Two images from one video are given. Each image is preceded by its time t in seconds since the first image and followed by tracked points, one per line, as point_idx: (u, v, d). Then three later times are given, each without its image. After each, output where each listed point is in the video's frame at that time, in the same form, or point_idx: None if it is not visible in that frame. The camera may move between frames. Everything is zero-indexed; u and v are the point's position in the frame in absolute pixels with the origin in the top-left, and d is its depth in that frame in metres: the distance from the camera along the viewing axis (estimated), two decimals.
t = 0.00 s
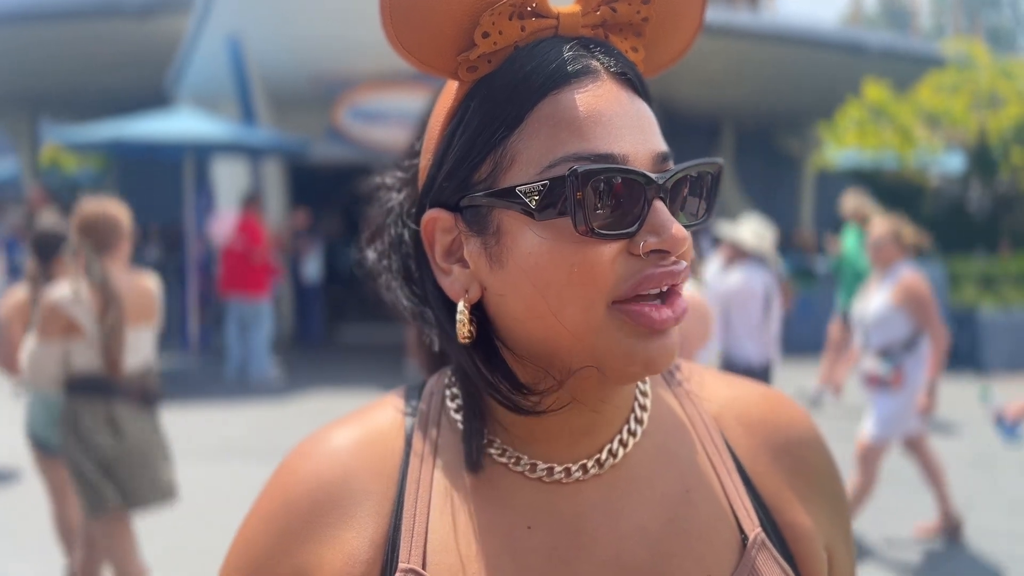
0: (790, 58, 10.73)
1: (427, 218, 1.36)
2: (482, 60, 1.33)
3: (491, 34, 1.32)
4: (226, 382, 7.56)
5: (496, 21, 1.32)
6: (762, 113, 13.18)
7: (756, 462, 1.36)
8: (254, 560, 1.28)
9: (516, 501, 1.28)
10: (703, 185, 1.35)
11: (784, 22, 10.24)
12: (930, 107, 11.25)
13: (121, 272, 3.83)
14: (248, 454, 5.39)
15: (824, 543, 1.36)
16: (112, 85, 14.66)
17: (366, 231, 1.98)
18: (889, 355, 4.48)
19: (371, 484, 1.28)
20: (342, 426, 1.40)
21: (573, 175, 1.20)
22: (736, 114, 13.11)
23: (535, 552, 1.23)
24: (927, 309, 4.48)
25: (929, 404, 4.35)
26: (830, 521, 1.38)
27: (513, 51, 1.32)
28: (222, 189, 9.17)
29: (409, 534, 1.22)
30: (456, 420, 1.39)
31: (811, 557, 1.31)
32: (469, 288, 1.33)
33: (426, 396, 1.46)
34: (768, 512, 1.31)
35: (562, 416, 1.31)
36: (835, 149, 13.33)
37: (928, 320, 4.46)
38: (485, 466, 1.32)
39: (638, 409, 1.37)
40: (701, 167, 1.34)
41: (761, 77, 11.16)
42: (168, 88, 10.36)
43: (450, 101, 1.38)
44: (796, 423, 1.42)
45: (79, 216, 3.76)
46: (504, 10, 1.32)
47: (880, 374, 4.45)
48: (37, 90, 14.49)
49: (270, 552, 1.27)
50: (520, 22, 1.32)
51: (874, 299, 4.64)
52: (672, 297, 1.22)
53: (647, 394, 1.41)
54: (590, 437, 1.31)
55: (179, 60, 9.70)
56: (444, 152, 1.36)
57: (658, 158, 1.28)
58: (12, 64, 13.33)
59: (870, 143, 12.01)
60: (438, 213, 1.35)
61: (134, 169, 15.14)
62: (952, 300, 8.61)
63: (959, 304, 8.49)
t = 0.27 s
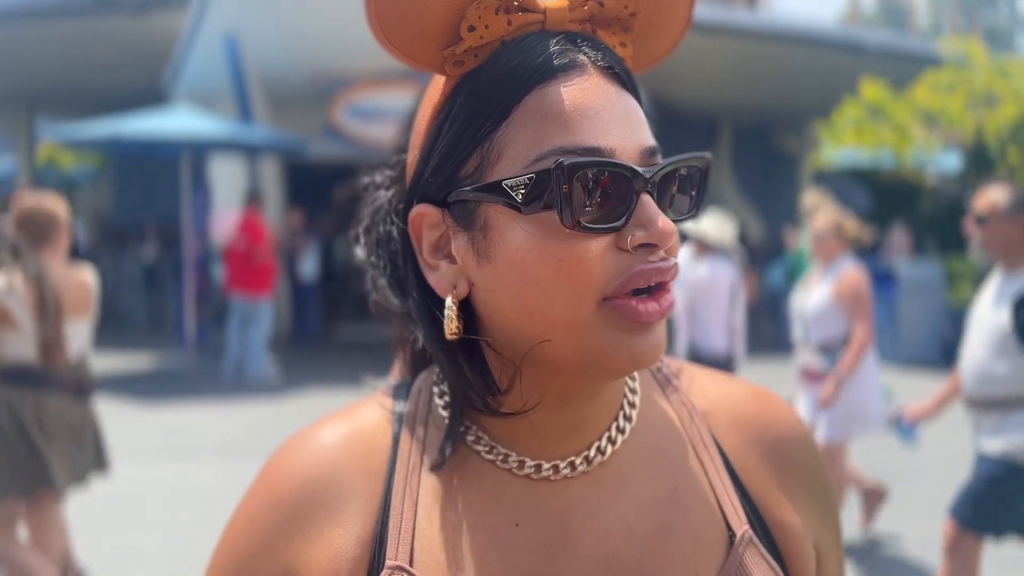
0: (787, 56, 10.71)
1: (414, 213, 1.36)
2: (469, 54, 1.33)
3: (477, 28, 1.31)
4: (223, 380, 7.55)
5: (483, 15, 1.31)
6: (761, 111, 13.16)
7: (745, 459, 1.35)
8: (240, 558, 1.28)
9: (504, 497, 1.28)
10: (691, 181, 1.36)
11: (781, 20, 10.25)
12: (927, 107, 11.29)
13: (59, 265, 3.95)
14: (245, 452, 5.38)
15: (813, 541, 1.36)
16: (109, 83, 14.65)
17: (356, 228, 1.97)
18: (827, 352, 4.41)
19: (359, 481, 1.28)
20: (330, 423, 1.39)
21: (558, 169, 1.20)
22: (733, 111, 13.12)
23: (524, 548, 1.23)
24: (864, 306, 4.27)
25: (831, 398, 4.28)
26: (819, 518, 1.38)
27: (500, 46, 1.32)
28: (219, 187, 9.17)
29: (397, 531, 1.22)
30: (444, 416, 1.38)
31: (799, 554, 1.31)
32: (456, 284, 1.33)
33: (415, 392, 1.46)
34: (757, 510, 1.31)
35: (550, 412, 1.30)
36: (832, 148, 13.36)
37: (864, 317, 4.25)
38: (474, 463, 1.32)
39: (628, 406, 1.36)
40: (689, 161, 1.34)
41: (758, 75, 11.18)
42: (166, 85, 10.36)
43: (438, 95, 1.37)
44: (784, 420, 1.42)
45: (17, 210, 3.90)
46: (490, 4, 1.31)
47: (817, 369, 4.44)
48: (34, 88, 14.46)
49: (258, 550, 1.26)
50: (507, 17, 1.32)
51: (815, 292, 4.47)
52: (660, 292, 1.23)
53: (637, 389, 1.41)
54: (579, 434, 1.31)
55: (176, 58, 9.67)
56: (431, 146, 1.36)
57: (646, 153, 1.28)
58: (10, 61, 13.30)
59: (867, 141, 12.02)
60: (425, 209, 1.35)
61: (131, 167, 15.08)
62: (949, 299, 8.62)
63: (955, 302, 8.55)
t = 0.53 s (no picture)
0: (783, 56, 10.70)
1: (401, 214, 1.37)
2: (452, 55, 1.34)
3: (459, 30, 1.32)
4: (220, 380, 7.55)
5: (465, 17, 1.32)
6: (757, 111, 13.17)
7: (734, 461, 1.36)
8: (231, 559, 1.28)
9: (494, 497, 1.29)
10: (676, 181, 1.36)
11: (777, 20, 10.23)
12: (923, 107, 11.30)
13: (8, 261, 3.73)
14: (240, 451, 5.38)
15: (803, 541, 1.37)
16: (105, 81, 14.61)
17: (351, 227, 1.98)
18: (760, 356, 4.49)
19: (350, 481, 1.29)
20: (321, 424, 1.39)
21: (537, 170, 1.20)
22: (730, 111, 13.12)
23: (513, 549, 1.24)
24: (793, 310, 4.37)
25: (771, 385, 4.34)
26: (808, 518, 1.39)
27: (483, 47, 1.33)
28: (214, 185, 9.15)
29: (387, 533, 1.22)
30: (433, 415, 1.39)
31: (788, 554, 1.32)
32: (440, 284, 1.33)
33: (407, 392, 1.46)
34: (746, 510, 1.32)
35: (539, 413, 1.31)
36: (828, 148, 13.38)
37: (791, 321, 4.36)
38: (463, 464, 1.33)
39: (618, 406, 1.37)
40: (674, 162, 1.35)
41: (754, 75, 11.17)
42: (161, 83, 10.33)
43: (422, 97, 1.38)
44: (774, 421, 1.43)
45: None
46: (473, 6, 1.32)
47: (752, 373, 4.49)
48: (28, 86, 14.40)
49: (248, 549, 1.27)
50: (490, 19, 1.32)
51: (749, 297, 4.60)
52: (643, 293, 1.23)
53: (627, 390, 1.41)
54: (568, 435, 1.31)
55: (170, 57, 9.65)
56: (416, 147, 1.36)
57: (629, 154, 1.28)
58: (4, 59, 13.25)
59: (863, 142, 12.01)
60: (412, 209, 1.35)
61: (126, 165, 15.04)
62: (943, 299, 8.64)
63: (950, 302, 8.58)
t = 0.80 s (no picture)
0: (780, 58, 10.71)
1: (402, 218, 1.37)
2: (453, 60, 1.34)
3: (460, 35, 1.32)
4: (218, 380, 7.57)
5: (465, 23, 1.32)
6: (753, 111, 13.21)
7: (735, 464, 1.36)
8: (233, 561, 1.28)
9: (495, 500, 1.29)
10: (679, 185, 1.36)
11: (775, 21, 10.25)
12: (919, 109, 11.24)
13: None
14: (239, 451, 5.39)
15: (804, 543, 1.37)
16: (102, 81, 14.60)
17: (353, 232, 1.98)
18: (689, 348, 4.27)
19: (352, 484, 1.29)
20: (323, 426, 1.39)
21: (534, 176, 1.21)
22: (727, 112, 13.14)
23: (515, 552, 1.24)
24: (725, 304, 4.28)
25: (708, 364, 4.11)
26: (808, 521, 1.39)
27: (483, 52, 1.33)
28: (211, 186, 9.15)
29: (388, 536, 1.23)
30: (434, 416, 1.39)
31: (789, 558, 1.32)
32: (441, 288, 1.34)
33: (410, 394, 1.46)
34: (747, 514, 1.32)
35: (541, 416, 1.31)
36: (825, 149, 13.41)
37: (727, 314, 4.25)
38: (465, 467, 1.33)
39: (619, 410, 1.37)
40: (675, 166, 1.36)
41: (751, 76, 11.18)
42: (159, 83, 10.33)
43: (423, 101, 1.38)
44: (774, 424, 1.43)
45: None
46: (473, 10, 1.32)
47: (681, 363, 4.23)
48: (25, 85, 14.39)
49: (251, 551, 1.27)
50: (491, 23, 1.33)
51: (680, 287, 4.40)
52: (642, 297, 1.22)
53: (629, 393, 1.41)
54: (570, 439, 1.32)
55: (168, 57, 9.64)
56: (416, 150, 1.37)
57: (629, 159, 1.28)
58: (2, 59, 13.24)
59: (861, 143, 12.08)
60: (413, 213, 1.36)
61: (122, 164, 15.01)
62: (939, 300, 8.69)
63: (946, 303, 8.61)
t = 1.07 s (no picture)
0: (777, 61, 10.72)
1: (402, 223, 1.38)
2: (450, 67, 1.35)
3: (455, 42, 1.33)
4: (216, 381, 7.57)
5: (460, 29, 1.33)
6: (750, 114, 13.23)
7: (734, 468, 1.38)
8: (236, 562, 1.29)
9: (495, 503, 1.30)
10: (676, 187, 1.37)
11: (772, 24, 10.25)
12: (914, 113, 11.38)
13: None
14: (237, 453, 5.40)
15: (801, 547, 1.38)
16: (99, 81, 14.58)
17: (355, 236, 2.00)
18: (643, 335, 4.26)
19: (354, 486, 1.30)
20: (325, 428, 1.40)
21: (527, 179, 1.22)
22: (724, 115, 13.15)
23: (515, 555, 1.25)
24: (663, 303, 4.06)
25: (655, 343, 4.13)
26: (807, 525, 1.40)
27: (479, 58, 1.34)
28: (208, 187, 9.14)
29: (390, 538, 1.23)
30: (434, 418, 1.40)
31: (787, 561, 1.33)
32: (439, 292, 1.35)
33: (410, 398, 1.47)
34: (746, 518, 1.33)
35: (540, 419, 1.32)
36: (821, 152, 13.46)
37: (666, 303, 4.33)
38: (465, 470, 1.34)
39: (619, 413, 1.38)
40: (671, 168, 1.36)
41: (749, 80, 11.19)
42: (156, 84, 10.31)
43: (420, 108, 1.39)
44: (773, 430, 1.44)
45: None
46: (469, 16, 1.33)
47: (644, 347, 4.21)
48: (21, 85, 14.36)
49: (253, 553, 1.28)
50: (487, 30, 1.34)
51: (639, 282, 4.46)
52: (635, 297, 1.23)
53: (628, 397, 1.42)
54: (569, 442, 1.33)
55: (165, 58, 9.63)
56: (414, 156, 1.38)
57: (624, 162, 1.29)
58: None
59: (856, 145, 12.25)
60: (413, 218, 1.37)
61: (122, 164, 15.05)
62: (935, 302, 8.72)
63: (942, 306, 8.65)
